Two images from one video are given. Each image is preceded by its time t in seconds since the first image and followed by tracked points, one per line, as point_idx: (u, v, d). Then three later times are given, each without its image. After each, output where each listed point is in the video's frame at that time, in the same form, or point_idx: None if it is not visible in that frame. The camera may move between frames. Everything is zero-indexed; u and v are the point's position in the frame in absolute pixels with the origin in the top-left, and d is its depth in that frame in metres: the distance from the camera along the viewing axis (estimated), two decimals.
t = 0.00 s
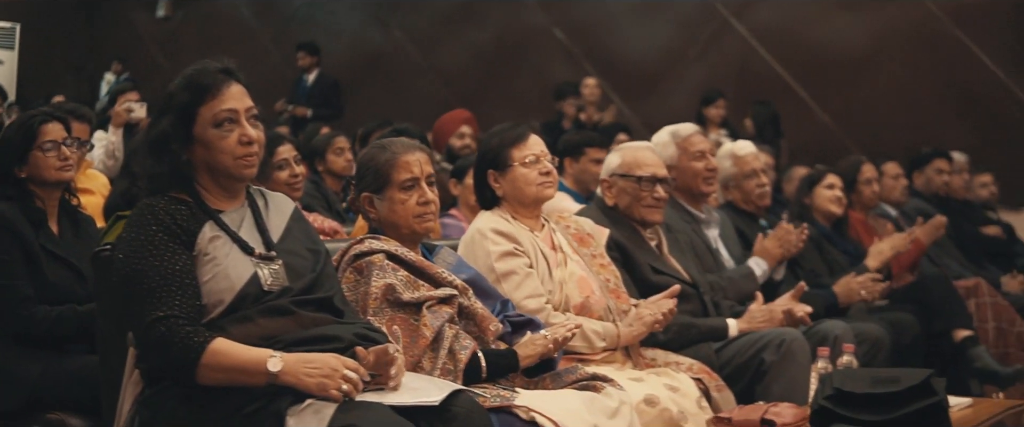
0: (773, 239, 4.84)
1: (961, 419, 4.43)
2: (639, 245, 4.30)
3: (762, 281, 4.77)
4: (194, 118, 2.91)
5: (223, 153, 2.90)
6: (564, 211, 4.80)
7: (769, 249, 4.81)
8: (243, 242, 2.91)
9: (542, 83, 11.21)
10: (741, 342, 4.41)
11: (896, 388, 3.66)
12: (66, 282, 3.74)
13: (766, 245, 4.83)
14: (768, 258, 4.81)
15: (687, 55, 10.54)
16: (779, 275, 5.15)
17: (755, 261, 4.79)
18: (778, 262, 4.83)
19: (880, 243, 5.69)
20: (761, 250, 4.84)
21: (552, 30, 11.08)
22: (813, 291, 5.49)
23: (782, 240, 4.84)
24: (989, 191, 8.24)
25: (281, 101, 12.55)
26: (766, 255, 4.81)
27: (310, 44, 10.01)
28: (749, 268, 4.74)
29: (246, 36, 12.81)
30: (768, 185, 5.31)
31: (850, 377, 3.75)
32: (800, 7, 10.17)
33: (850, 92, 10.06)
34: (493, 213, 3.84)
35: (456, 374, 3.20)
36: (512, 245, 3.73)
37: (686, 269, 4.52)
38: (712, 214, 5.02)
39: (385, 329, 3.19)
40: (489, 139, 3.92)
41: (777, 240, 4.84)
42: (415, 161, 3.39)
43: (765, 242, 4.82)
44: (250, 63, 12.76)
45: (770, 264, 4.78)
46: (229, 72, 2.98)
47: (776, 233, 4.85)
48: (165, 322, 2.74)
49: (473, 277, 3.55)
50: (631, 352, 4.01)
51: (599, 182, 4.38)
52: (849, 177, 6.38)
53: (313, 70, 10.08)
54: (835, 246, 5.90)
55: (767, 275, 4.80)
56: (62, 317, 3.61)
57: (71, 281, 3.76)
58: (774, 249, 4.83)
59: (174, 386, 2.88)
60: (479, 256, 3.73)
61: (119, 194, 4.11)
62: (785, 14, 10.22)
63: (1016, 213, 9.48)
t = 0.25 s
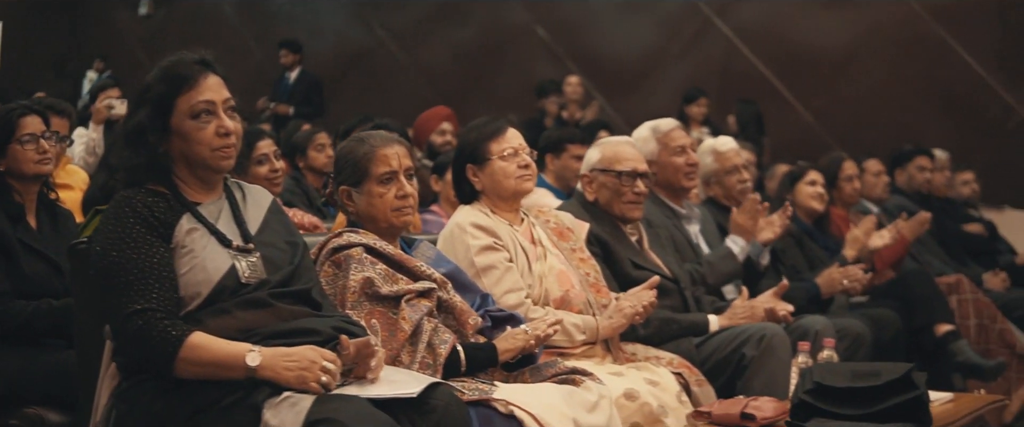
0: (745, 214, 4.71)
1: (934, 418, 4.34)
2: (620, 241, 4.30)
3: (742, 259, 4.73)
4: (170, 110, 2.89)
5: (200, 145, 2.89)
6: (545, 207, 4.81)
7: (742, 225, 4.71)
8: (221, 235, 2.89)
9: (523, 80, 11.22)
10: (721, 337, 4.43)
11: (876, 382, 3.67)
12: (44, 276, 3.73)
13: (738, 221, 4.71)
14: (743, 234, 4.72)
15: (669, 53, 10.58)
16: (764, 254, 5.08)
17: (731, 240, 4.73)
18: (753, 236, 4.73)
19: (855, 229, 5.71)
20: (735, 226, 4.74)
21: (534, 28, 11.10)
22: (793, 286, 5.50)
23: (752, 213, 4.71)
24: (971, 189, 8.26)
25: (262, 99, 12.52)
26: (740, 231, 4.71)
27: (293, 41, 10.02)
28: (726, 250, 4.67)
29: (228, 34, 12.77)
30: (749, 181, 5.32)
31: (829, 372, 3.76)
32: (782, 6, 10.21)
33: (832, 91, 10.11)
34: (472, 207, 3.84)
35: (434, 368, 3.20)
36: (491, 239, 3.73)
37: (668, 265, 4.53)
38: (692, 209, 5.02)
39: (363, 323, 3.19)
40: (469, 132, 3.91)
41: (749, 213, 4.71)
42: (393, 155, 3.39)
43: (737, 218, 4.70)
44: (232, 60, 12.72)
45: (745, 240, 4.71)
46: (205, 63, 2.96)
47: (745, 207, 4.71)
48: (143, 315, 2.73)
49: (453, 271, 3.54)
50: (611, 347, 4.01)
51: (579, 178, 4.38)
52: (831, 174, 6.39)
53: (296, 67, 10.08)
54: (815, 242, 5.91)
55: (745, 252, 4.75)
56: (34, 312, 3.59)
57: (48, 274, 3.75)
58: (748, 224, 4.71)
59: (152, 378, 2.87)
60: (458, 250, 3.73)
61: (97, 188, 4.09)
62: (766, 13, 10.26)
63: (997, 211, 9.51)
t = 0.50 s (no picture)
0: (717, 196, 4.65)
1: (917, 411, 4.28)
2: (600, 236, 4.30)
3: (721, 242, 4.69)
4: (146, 102, 2.88)
5: (177, 136, 2.88)
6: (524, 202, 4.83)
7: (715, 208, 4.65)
8: (198, 227, 2.88)
9: (505, 78, 11.25)
10: (700, 332, 4.42)
11: (855, 376, 3.68)
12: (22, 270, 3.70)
13: (710, 205, 4.66)
14: (718, 217, 4.66)
15: (651, 51, 10.65)
16: (747, 240, 5.00)
17: (707, 224, 4.68)
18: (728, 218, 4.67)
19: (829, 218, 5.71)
20: (710, 210, 4.69)
21: (517, 26, 11.14)
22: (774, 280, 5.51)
23: (723, 195, 4.65)
24: (952, 186, 8.30)
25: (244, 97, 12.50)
26: (715, 215, 4.66)
27: (276, 39, 10.11)
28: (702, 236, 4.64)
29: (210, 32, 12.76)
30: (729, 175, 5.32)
31: (809, 366, 3.74)
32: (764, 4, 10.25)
33: (814, 89, 10.16)
34: (452, 202, 3.83)
35: (412, 361, 3.20)
36: (470, 233, 3.72)
37: (648, 260, 4.55)
38: (673, 204, 5.04)
39: (341, 316, 3.19)
40: (448, 126, 3.91)
41: (721, 195, 4.65)
42: (371, 148, 3.38)
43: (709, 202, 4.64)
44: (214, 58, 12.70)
45: (721, 223, 4.66)
46: (182, 54, 2.95)
47: (715, 189, 4.64)
48: (119, 307, 2.71)
49: (432, 265, 3.54)
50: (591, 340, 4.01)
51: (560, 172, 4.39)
52: (812, 170, 6.41)
53: (278, 65, 10.08)
54: (796, 237, 5.93)
55: (722, 233, 4.70)
56: (7, 305, 3.56)
57: (27, 268, 3.72)
58: (721, 207, 4.66)
59: (128, 371, 2.86)
60: (437, 244, 3.72)
61: (75, 181, 4.08)
62: (748, 12, 10.31)
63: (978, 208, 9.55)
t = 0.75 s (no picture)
0: (699, 197, 4.66)
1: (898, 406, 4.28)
2: (579, 231, 4.30)
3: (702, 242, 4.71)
4: (122, 94, 2.87)
5: (153, 129, 2.87)
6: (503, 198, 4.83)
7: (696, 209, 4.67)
8: (174, 221, 2.87)
9: (485, 76, 11.25)
10: (680, 327, 4.45)
11: (835, 371, 3.69)
12: None
13: (692, 206, 4.67)
14: (699, 218, 4.68)
15: (632, 50, 10.66)
16: (728, 237, 5.00)
17: (688, 225, 4.70)
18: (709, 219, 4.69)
19: (810, 218, 5.75)
20: (691, 210, 4.71)
21: (498, 24, 11.13)
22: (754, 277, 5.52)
23: (703, 196, 4.66)
24: (932, 184, 8.32)
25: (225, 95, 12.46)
26: (696, 215, 4.68)
27: (258, 37, 10.07)
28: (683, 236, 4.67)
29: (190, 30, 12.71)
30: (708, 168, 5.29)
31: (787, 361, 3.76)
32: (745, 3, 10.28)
33: (796, 88, 10.19)
34: (431, 197, 3.83)
35: (388, 354, 3.19)
36: (449, 228, 3.72)
37: (627, 256, 4.55)
38: (653, 201, 5.04)
39: (318, 311, 3.18)
40: (427, 121, 3.90)
41: (702, 196, 4.66)
42: (350, 142, 3.38)
43: (690, 204, 4.65)
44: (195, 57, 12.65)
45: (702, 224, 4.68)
46: (158, 47, 2.95)
47: (696, 190, 4.65)
48: (95, 299, 2.70)
49: (410, 260, 3.53)
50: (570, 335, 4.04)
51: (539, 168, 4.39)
52: (792, 168, 6.43)
53: (259, 63, 10.06)
54: (776, 234, 5.95)
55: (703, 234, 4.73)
56: None
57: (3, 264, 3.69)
58: (702, 208, 4.67)
59: (103, 365, 2.84)
60: (415, 239, 3.72)
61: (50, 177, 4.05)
62: (729, 11, 10.33)
63: (959, 207, 9.58)
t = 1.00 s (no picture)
0: (695, 221, 4.89)
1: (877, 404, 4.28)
2: (558, 227, 4.30)
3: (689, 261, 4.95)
4: (96, 88, 2.86)
5: (128, 123, 2.86)
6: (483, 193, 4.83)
7: (692, 232, 4.89)
8: (149, 214, 2.86)
9: (466, 75, 11.24)
10: (659, 323, 4.44)
11: (814, 367, 3.68)
12: None
13: (688, 229, 4.90)
14: (692, 240, 4.91)
15: (613, 49, 10.67)
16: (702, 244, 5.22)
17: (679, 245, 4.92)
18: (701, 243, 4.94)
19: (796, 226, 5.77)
20: (684, 231, 4.93)
21: (479, 23, 11.13)
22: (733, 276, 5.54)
23: (702, 222, 4.89)
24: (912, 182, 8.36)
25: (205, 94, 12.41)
26: (690, 237, 4.91)
27: (239, 35, 10.04)
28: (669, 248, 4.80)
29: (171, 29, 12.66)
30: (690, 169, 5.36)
31: (767, 356, 3.75)
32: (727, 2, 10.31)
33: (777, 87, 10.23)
34: (409, 192, 3.82)
35: (366, 350, 3.18)
36: (427, 223, 3.71)
37: (606, 252, 4.55)
38: (633, 198, 5.05)
39: (296, 306, 3.17)
40: (406, 116, 3.90)
41: (698, 221, 4.89)
42: (328, 136, 3.37)
43: (687, 227, 4.87)
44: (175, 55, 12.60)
45: (694, 246, 4.91)
46: (133, 40, 2.93)
47: (696, 216, 4.88)
48: (71, 293, 2.69)
49: (388, 255, 3.53)
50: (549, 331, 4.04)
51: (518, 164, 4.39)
52: (772, 165, 6.45)
53: (240, 61, 10.03)
54: (756, 232, 5.97)
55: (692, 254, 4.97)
56: None
57: None
58: (697, 231, 4.91)
59: (78, 360, 2.83)
60: (394, 235, 3.71)
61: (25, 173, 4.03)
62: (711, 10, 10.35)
63: (939, 206, 9.69)
